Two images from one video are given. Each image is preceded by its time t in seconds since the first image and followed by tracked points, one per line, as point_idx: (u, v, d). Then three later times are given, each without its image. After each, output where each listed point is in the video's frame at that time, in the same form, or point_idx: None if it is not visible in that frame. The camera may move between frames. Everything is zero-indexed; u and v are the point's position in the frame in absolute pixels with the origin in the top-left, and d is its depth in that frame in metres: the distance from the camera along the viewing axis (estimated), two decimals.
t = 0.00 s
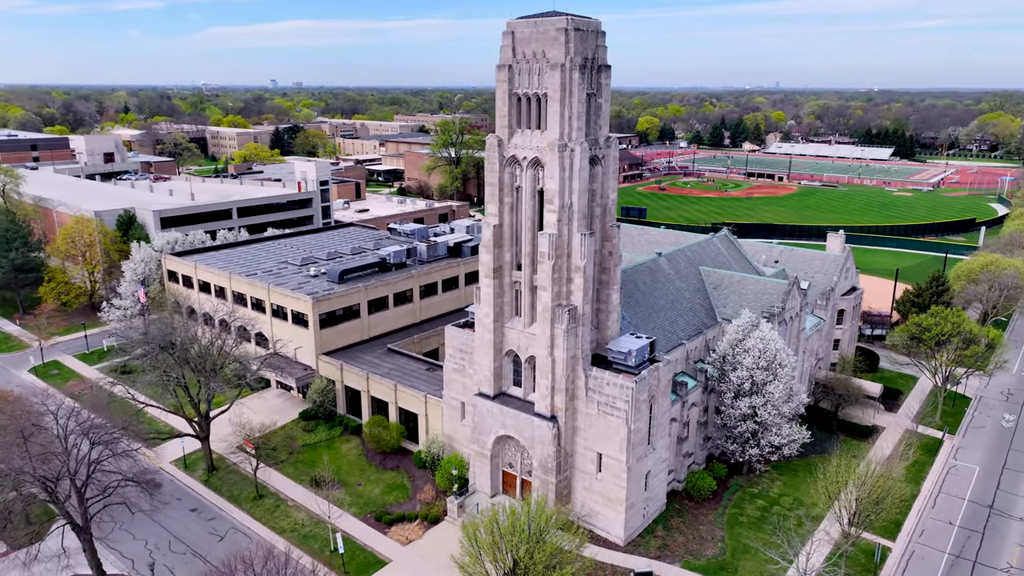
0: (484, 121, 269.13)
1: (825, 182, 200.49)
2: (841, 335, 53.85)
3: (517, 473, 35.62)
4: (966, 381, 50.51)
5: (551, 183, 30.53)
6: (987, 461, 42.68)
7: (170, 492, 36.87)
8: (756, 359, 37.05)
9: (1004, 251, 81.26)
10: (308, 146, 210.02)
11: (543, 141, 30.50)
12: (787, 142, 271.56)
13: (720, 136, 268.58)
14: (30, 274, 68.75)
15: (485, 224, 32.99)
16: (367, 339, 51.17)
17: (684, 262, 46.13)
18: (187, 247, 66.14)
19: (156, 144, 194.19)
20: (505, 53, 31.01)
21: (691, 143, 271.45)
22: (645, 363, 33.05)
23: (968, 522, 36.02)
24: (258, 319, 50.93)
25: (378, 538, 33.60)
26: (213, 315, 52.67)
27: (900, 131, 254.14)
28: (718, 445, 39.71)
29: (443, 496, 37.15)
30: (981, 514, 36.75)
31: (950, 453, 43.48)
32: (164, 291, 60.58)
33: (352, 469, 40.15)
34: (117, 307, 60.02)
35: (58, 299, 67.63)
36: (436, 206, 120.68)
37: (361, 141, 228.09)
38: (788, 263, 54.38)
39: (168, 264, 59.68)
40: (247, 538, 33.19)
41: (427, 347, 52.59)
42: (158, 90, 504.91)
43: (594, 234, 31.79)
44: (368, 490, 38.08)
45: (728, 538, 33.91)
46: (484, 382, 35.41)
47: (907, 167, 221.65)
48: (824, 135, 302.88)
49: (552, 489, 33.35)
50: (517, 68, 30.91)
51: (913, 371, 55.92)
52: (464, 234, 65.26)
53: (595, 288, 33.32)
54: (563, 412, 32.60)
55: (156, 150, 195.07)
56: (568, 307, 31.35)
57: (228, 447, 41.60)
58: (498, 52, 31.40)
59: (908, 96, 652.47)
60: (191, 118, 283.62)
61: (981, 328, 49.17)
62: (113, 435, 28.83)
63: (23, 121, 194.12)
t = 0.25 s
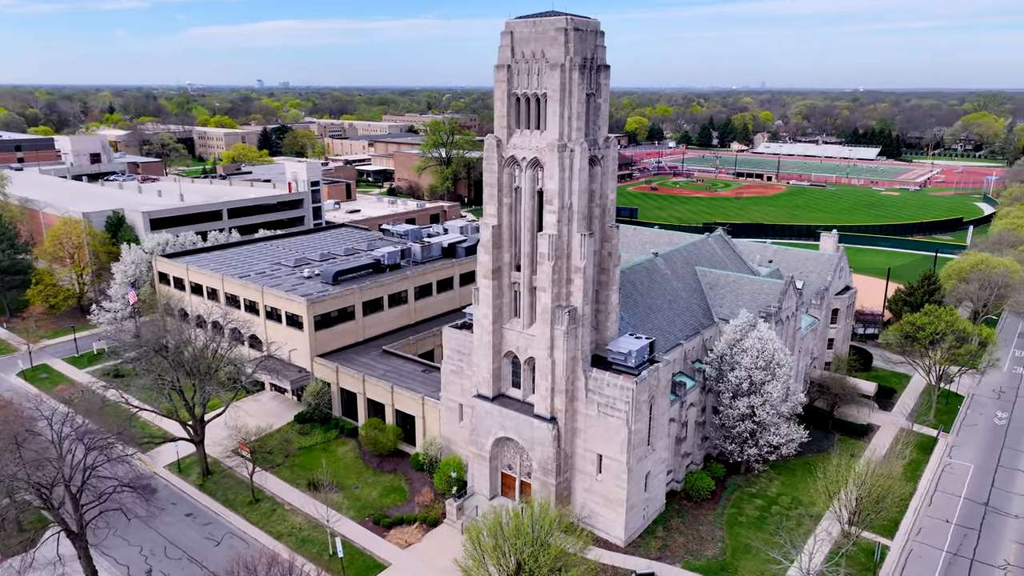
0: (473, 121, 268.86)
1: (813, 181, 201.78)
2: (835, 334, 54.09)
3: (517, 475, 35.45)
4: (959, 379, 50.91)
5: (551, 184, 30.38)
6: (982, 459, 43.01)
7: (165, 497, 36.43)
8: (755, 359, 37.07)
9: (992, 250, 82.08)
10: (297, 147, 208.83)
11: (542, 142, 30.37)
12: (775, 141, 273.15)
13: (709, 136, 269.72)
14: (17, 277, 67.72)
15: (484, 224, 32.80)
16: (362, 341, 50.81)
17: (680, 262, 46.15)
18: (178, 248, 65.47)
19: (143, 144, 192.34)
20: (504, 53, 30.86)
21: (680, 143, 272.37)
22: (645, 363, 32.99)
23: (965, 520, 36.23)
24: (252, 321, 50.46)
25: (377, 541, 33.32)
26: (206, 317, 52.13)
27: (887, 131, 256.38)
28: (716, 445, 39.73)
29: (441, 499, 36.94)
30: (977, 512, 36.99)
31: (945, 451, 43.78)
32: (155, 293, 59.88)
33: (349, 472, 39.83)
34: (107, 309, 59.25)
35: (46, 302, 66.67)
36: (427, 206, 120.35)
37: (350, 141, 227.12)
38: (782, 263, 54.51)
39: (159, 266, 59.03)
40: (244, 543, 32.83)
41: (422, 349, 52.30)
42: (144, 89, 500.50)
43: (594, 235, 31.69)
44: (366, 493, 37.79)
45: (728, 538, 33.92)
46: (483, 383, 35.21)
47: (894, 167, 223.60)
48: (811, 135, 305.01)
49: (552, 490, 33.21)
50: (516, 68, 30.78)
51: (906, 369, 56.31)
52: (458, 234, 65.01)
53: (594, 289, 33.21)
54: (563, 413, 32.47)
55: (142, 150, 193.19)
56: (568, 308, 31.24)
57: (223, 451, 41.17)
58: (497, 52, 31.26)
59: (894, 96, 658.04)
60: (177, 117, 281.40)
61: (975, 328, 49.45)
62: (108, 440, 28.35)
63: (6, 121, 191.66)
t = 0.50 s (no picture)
0: (461, 121, 268.46)
1: (801, 181, 203.07)
2: (829, 333, 54.34)
3: (516, 477, 35.30)
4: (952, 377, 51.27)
5: (550, 184, 30.25)
6: (976, 456, 43.35)
7: (160, 502, 35.96)
8: (752, 359, 37.12)
9: (980, 248, 82.87)
10: (284, 147, 207.53)
11: (541, 142, 30.23)
12: (763, 141, 274.70)
13: (697, 136, 270.83)
14: (3, 280, 66.56)
15: (482, 225, 32.62)
16: (356, 342, 50.44)
17: (676, 262, 46.18)
18: (168, 250, 64.76)
19: (128, 145, 190.41)
20: (502, 54, 30.72)
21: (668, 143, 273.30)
22: (644, 364, 32.95)
23: (961, 517, 36.46)
24: (245, 323, 49.96)
25: (376, 544, 33.05)
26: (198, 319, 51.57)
27: (873, 131, 258.57)
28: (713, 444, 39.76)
29: (440, 501, 36.73)
30: (973, 509, 37.23)
31: (939, 448, 44.10)
32: (146, 296, 59.07)
33: (346, 475, 39.51)
34: (97, 312, 58.41)
35: (33, 305, 65.61)
36: (418, 206, 119.95)
37: (338, 142, 226.07)
38: (776, 263, 54.66)
39: (149, 268, 58.34)
40: (241, 548, 32.46)
41: (417, 350, 52.01)
42: (128, 89, 495.94)
43: (593, 236, 31.59)
44: (363, 496, 37.49)
45: (728, 537, 33.96)
46: (481, 385, 35.03)
47: (881, 166, 225.50)
48: (798, 135, 307.08)
49: (552, 492, 33.08)
50: (515, 68, 30.65)
51: (899, 367, 56.71)
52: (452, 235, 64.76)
53: (593, 289, 33.09)
54: (563, 414, 32.35)
55: (128, 151, 191.23)
56: (568, 309, 31.12)
57: (218, 455, 40.73)
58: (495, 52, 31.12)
59: (879, 96, 664.34)
60: (163, 118, 278.87)
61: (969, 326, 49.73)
62: (102, 445, 27.90)
63: None
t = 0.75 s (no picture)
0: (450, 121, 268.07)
1: (790, 180, 204.38)
2: (823, 332, 54.59)
3: (516, 478, 35.15)
4: (946, 376, 51.64)
5: (550, 185, 30.13)
6: (970, 454, 43.73)
7: (155, 507, 35.51)
8: (751, 359, 37.18)
9: (968, 247, 83.64)
10: (272, 147, 206.25)
11: (541, 142, 30.11)
12: (750, 141, 276.13)
13: (686, 136, 271.86)
14: None
15: (481, 226, 32.47)
16: (351, 344, 50.09)
17: (672, 262, 46.21)
18: (159, 252, 64.08)
19: (114, 146, 188.48)
20: (501, 53, 30.57)
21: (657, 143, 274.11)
22: (644, 364, 32.92)
23: (958, 514, 36.72)
24: (238, 325, 49.49)
25: (375, 548, 32.80)
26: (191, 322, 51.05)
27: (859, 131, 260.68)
28: (711, 444, 39.81)
29: (439, 504, 36.54)
30: (969, 506, 37.53)
31: (934, 446, 44.45)
32: (137, 298, 58.39)
33: (343, 478, 39.22)
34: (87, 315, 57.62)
35: (21, 308, 64.47)
36: (409, 207, 119.52)
37: (327, 142, 224.90)
38: (770, 262, 54.83)
39: (140, 269, 57.66)
40: (238, 553, 32.10)
41: (413, 352, 51.73)
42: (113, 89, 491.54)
43: (593, 236, 31.50)
44: (361, 499, 37.23)
45: (727, 537, 34.00)
46: (480, 386, 34.86)
47: (868, 166, 227.37)
48: (785, 135, 309.03)
49: (552, 493, 32.96)
50: (514, 69, 30.52)
51: (892, 366, 57.11)
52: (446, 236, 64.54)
53: (593, 290, 32.99)
54: (563, 415, 32.25)
55: (113, 152, 189.30)
56: (568, 310, 31.02)
57: (213, 459, 40.31)
58: (493, 52, 30.99)
59: (864, 96, 670.14)
60: (148, 118, 276.40)
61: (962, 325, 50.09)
62: (99, 450, 27.47)
63: None
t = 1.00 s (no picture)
0: (439, 121, 267.61)
1: (778, 180, 205.65)
2: (818, 331, 54.83)
3: (516, 480, 34.99)
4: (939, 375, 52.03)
5: (550, 185, 30.01)
6: (964, 452, 44.05)
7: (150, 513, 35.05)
8: (749, 358, 37.25)
9: (957, 246, 84.43)
10: (260, 147, 204.96)
11: (541, 142, 30.01)
12: (739, 141, 277.53)
13: (674, 136, 272.81)
14: None
15: (480, 226, 32.32)
16: (347, 346, 49.73)
17: (669, 262, 46.26)
18: (149, 253, 63.38)
19: (99, 146, 186.57)
20: (500, 53, 30.43)
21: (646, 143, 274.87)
22: (644, 365, 32.87)
23: (954, 512, 36.98)
24: (232, 327, 49.03)
25: (375, 551, 32.57)
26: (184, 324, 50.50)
27: (846, 131, 262.74)
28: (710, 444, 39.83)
29: (438, 506, 36.33)
30: (965, 504, 37.78)
31: (929, 444, 44.80)
32: (127, 301, 57.87)
33: (340, 481, 38.92)
34: (76, 317, 56.95)
35: (9, 311, 63.34)
36: (400, 208, 119.13)
37: (315, 142, 223.75)
38: (764, 261, 55.02)
39: (131, 271, 57.04)
40: (236, 558, 31.78)
41: (408, 353, 51.43)
42: (97, 89, 486.71)
43: (593, 236, 31.40)
44: (359, 502, 36.96)
45: (727, 537, 34.03)
46: (479, 388, 34.70)
47: (854, 166, 229.21)
48: (773, 135, 311.02)
49: (553, 494, 32.84)
50: (513, 68, 30.38)
51: (885, 365, 57.54)
52: (440, 237, 64.29)
53: (592, 290, 32.90)
54: (564, 416, 32.15)
55: (99, 152, 187.35)
56: (568, 310, 30.91)
57: (209, 463, 39.87)
58: (492, 52, 30.85)
59: (851, 96, 675.65)
60: (134, 118, 273.80)
61: (956, 324, 50.43)
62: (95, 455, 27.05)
63: None
